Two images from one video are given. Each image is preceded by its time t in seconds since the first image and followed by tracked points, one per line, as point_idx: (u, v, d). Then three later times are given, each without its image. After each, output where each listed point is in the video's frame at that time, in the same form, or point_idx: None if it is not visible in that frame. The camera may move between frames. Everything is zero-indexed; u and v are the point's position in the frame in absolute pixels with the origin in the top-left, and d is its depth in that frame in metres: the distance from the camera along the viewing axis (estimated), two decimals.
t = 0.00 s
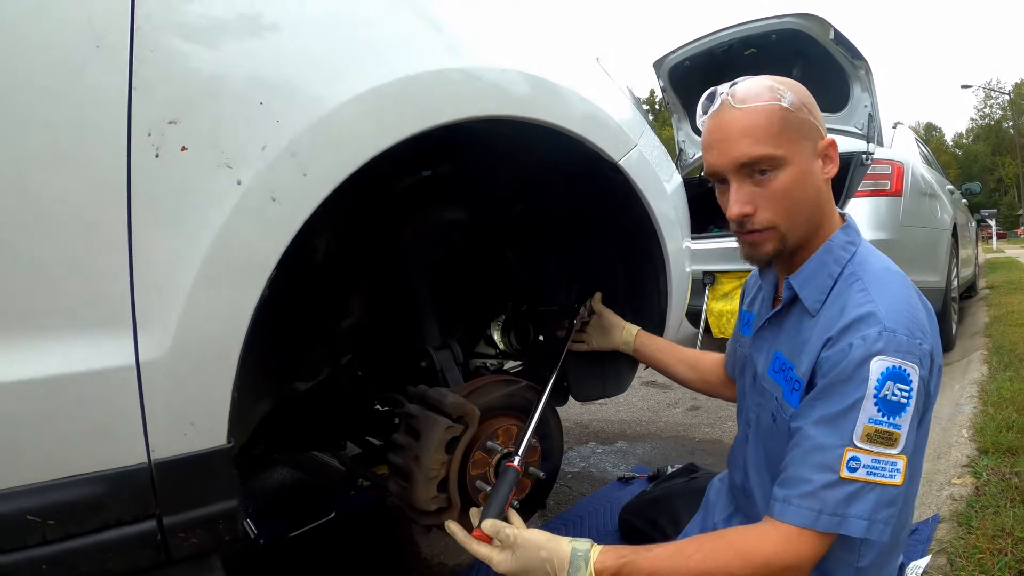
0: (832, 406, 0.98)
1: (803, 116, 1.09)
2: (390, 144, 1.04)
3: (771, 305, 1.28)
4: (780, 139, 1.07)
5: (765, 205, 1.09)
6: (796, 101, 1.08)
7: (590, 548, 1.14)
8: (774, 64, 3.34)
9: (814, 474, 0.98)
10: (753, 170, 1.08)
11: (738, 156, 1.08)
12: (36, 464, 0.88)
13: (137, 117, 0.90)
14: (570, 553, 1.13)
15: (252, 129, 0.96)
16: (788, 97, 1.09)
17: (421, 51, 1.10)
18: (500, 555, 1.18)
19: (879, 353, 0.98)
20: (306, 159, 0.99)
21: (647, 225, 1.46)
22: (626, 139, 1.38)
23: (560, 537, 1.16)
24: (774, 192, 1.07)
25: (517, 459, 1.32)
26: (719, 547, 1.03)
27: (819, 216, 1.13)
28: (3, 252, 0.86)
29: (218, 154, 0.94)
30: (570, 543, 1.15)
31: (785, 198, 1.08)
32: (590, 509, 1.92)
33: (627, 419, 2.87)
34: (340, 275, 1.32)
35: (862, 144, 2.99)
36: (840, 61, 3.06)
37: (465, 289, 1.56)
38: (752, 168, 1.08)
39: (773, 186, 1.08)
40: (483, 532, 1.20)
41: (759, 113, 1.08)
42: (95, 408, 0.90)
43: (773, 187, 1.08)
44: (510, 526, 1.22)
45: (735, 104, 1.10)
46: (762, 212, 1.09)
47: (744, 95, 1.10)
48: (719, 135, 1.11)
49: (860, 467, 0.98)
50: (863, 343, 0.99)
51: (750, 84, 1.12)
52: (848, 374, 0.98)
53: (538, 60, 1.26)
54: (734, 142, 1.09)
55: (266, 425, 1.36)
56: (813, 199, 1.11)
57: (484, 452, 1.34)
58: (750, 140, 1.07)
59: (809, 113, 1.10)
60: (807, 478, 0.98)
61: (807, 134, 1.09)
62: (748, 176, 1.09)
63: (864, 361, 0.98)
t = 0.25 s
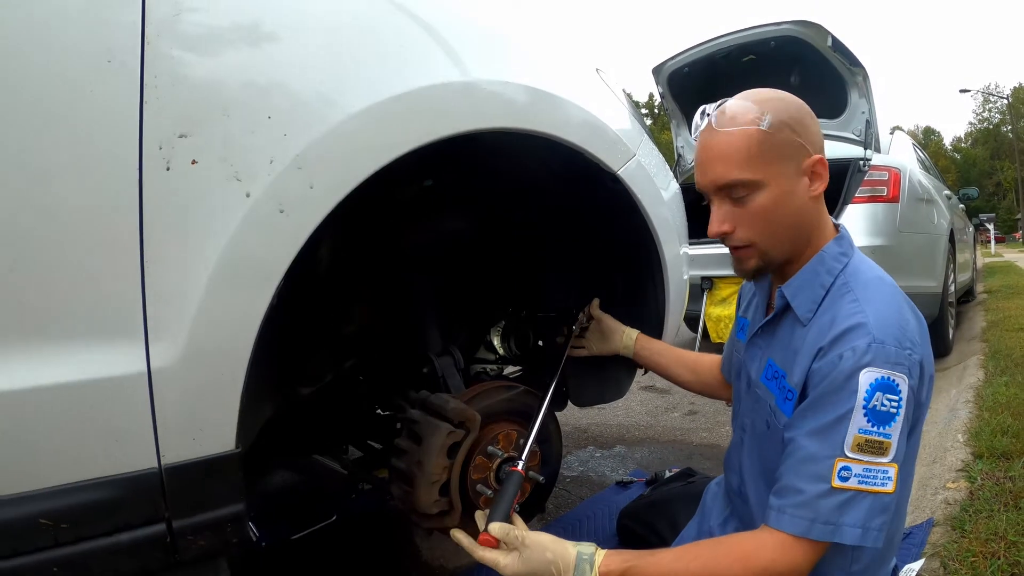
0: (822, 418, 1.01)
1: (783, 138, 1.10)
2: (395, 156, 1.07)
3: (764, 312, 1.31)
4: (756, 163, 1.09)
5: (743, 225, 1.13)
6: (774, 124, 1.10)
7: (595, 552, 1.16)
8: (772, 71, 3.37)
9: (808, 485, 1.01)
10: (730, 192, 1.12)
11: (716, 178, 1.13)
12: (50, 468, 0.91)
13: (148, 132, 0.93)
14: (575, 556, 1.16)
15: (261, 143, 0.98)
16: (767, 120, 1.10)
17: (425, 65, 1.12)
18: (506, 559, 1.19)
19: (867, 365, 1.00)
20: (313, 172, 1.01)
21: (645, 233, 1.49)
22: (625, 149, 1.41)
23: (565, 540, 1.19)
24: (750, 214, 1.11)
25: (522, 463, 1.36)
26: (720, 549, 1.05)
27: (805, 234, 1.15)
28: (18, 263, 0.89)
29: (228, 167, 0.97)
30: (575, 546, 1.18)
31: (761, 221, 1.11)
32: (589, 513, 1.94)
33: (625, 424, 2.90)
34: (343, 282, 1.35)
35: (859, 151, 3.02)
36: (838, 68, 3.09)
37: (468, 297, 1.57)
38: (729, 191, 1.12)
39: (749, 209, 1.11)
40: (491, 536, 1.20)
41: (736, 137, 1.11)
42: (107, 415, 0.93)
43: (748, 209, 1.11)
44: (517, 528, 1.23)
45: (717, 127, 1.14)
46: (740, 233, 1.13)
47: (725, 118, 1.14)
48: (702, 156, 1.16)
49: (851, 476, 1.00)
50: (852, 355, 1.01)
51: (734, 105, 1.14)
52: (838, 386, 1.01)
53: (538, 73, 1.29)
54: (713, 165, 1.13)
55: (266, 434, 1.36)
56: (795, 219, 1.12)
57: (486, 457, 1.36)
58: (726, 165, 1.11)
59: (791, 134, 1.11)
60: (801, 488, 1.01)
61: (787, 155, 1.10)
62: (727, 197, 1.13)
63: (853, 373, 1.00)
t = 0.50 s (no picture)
0: (813, 431, 1.02)
1: (748, 158, 1.11)
2: (398, 162, 1.08)
3: (764, 319, 1.31)
4: (722, 183, 1.13)
5: (719, 237, 1.18)
6: (738, 145, 1.12)
7: (598, 549, 1.18)
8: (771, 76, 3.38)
9: (800, 494, 1.03)
10: (706, 207, 1.18)
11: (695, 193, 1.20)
12: (56, 470, 0.91)
13: (155, 138, 0.94)
14: (580, 556, 1.18)
15: (266, 149, 0.99)
16: (732, 141, 1.13)
17: (429, 73, 1.14)
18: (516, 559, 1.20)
19: (860, 381, 1.01)
20: (318, 178, 1.02)
21: (645, 238, 1.50)
22: (625, 156, 1.42)
23: (570, 538, 1.21)
24: (720, 228, 1.16)
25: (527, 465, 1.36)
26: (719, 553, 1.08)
27: (789, 247, 1.16)
28: (26, 267, 0.90)
29: (234, 173, 0.98)
30: (580, 544, 1.20)
31: (733, 235, 1.15)
32: (588, 517, 1.94)
33: (624, 428, 2.90)
34: (346, 286, 1.36)
35: (858, 156, 3.01)
36: (837, 74, 3.11)
37: (468, 302, 1.58)
38: (704, 205, 1.18)
39: (722, 224, 1.16)
40: (500, 543, 1.20)
41: (706, 157, 1.16)
42: (113, 417, 0.94)
43: (722, 224, 1.16)
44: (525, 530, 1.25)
45: (699, 144, 1.19)
46: (718, 242, 1.19)
47: (706, 136, 1.19)
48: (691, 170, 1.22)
49: (842, 487, 1.02)
50: (845, 370, 1.02)
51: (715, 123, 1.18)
52: (830, 400, 1.02)
53: (540, 80, 1.30)
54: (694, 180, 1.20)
55: (267, 438, 1.35)
56: (765, 235, 1.13)
57: (486, 460, 1.37)
58: (698, 182, 1.18)
59: (759, 153, 1.11)
60: (792, 497, 1.03)
61: (751, 175, 1.11)
62: (707, 211, 1.19)
63: (845, 388, 1.01)
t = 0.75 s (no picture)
0: (815, 433, 1.03)
1: (752, 160, 1.12)
2: (400, 165, 1.09)
3: (766, 322, 1.32)
4: (726, 184, 1.14)
5: (721, 238, 1.19)
6: (742, 147, 1.13)
7: (603, 535, 1.20)
8: (770, 81, 3.39)
9: (801, 495, 1.04)
10: (709, 208, 1.19)
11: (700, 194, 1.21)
12: (59, 469, 0.92)
13: (160, 140, 0.95)
14: (586, 541, 1.20)
15: (270, 152, 1.00)
16: (737, 143, 1.14)
17: (431, 77, 1.14)
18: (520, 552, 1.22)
19: (862, 384, 1.02)
20: (321, 181, 1.03)
21: (645, 242, 1.51)
22: (626, 160, 1.43)
23: (576, 524, 1.23)
24: (723, 229, 1.17)
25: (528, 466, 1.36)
26: (723, 551, 1.10)
27: (791, 251, 1.17)
28: (31, 267, 0.90)
29: (238, 175, 0.99)
30: (585, 530, 1.22)
31: (735, 236, 1.16)
32: (586, 519, 1.95)
33: (622, 431, 2.91)
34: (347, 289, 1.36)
35: (857, 161, 3.05)
36: (837, 79, 3.12)
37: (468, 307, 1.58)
38: (708, 206, 1.19)
39: (725, 225, 1.17)
40: (505, 536, 1.21)
41: (711, 158, 1.17)
42: (116, 418, 0.94)
43: (724, 225, 1.17)
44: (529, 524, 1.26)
45: (706, 146, 1.21)
46: (720, 244, 1.20)
47: (713, 138, 1.20)
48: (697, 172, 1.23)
49: (843, 488, 1.03)
50: (847, 373, 1.03)
51: (722, 125, 1.19)
52: (832, 403, 1.03)
53: (541, 85, 1.31)
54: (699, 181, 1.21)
55: (265, 444, 1.33)
56: (767, 238, 1.14)
57: (486, 462, 1.38)
58: (703, 182, 1.19)
59: (763, 156, 1.12)
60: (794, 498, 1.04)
61: (754, 177, 1.12)
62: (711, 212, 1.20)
63: (847, 391, 1.02)
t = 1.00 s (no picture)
0: (818, 436, 1.04)
1: (758, 164, 1.13)
2: (401, 169, 1.09)
3: (768, 326, 1.32)
4: (731, 187, 1.15)
5: (726, 241, 1.20)
6: (748, 150, 1.13)
7: (600, 536, 1.22)
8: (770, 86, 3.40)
9: (801, 499, 1.04)
10: (714, 211, 1.20)
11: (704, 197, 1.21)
12: (59, 470, 0.92)
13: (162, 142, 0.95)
14: (582, 542, 1.21)
15: (272, 155, 1.01)
16: (743, 146, 1.14)
17: (431, 81, 1.15)
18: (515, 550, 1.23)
19: (867, 388, 1.02)
20: (321, 184, 1.04)
21: (643, 246, 1.51)
22: (625, 164, 1.43)
23: (573, 525, 1.24)
24: (727, 233, 1.18)
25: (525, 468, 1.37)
26: (721, 555, 1.10)
27: (794, 254, 1.17)
28: (33, 268, 0.91)
29: (239, 178, 0.99)
30: (582, 531, 1.23)
31: (739, 239, 1.17)
32: (584, 523, 1.95)
33: (621, 435, 2.91)
34: (346, 291, 1.37)
35: (856, 165, 3.03)
36: (836, 84, 3.13)
37: (468, 311, 1.58)
38: (713, 209, 1.20)
39: (729, 228, 1.17)
40: (501, 535, 1.21)
41: (717, 161, 1.17)
42: (115, 419, 0.95)
43: (728, 228, 1.17)
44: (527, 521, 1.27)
45: (711, 149, 1.21)
46: (725, 247, 1.20)
47: (718, 141, 1.21)
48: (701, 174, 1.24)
49: (845, 492, 1.03)
50: (852, 377, 1.03)
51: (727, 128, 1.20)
52: (836, 406, 1.03)
53: (541, 89, 1.32)
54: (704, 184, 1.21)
55: (262, 446, 1.34)
56: (772, 241, 1.15)
57: (484, 466, 1.38)
58: (708, 185, 1.19)
59: (769, 159, 1.13)
60: (795, 501, 1.04)
61: (760, 180, 1.13)
62: (715, 214, 1.21)
63: (852, 395, 1.03)
